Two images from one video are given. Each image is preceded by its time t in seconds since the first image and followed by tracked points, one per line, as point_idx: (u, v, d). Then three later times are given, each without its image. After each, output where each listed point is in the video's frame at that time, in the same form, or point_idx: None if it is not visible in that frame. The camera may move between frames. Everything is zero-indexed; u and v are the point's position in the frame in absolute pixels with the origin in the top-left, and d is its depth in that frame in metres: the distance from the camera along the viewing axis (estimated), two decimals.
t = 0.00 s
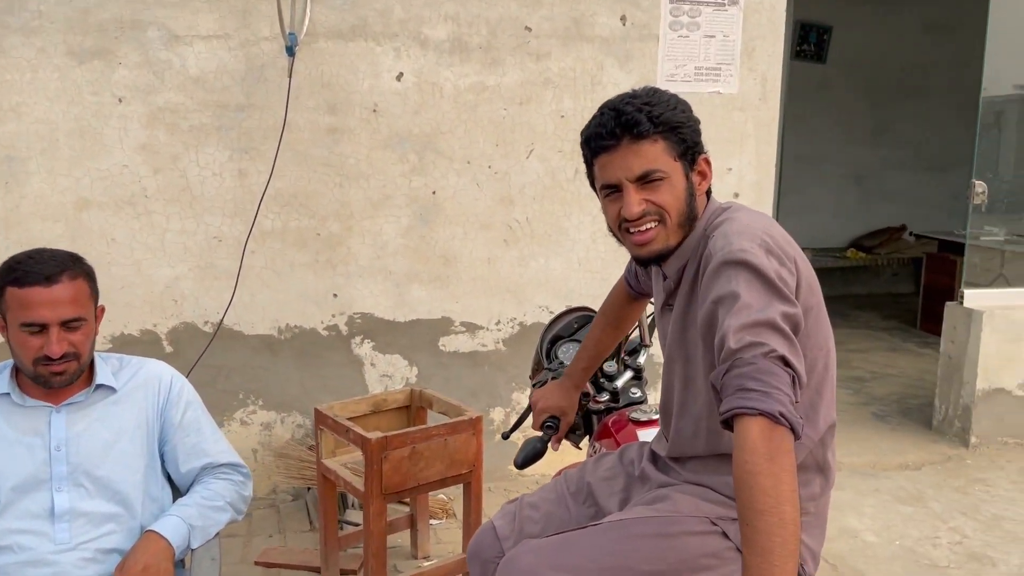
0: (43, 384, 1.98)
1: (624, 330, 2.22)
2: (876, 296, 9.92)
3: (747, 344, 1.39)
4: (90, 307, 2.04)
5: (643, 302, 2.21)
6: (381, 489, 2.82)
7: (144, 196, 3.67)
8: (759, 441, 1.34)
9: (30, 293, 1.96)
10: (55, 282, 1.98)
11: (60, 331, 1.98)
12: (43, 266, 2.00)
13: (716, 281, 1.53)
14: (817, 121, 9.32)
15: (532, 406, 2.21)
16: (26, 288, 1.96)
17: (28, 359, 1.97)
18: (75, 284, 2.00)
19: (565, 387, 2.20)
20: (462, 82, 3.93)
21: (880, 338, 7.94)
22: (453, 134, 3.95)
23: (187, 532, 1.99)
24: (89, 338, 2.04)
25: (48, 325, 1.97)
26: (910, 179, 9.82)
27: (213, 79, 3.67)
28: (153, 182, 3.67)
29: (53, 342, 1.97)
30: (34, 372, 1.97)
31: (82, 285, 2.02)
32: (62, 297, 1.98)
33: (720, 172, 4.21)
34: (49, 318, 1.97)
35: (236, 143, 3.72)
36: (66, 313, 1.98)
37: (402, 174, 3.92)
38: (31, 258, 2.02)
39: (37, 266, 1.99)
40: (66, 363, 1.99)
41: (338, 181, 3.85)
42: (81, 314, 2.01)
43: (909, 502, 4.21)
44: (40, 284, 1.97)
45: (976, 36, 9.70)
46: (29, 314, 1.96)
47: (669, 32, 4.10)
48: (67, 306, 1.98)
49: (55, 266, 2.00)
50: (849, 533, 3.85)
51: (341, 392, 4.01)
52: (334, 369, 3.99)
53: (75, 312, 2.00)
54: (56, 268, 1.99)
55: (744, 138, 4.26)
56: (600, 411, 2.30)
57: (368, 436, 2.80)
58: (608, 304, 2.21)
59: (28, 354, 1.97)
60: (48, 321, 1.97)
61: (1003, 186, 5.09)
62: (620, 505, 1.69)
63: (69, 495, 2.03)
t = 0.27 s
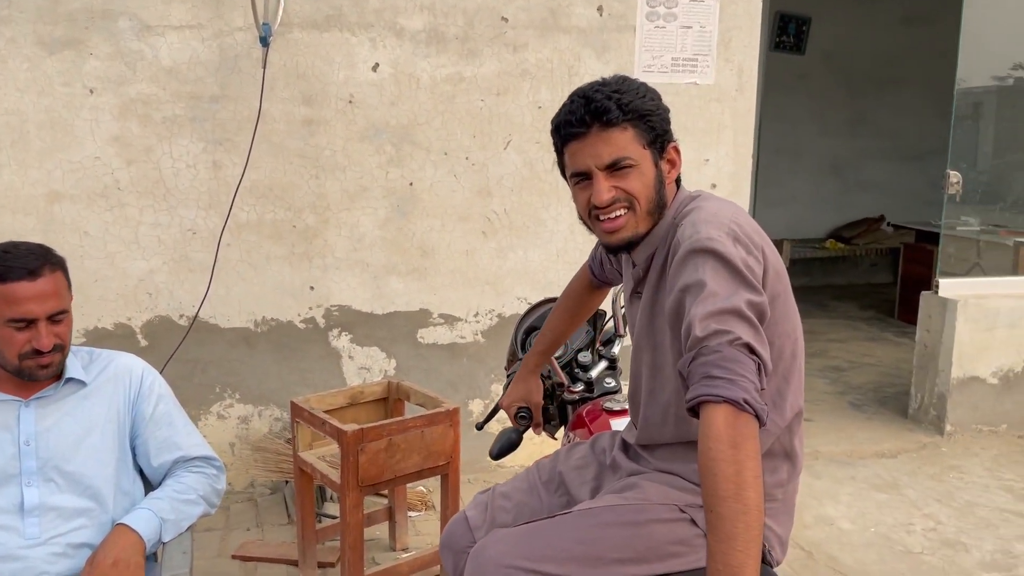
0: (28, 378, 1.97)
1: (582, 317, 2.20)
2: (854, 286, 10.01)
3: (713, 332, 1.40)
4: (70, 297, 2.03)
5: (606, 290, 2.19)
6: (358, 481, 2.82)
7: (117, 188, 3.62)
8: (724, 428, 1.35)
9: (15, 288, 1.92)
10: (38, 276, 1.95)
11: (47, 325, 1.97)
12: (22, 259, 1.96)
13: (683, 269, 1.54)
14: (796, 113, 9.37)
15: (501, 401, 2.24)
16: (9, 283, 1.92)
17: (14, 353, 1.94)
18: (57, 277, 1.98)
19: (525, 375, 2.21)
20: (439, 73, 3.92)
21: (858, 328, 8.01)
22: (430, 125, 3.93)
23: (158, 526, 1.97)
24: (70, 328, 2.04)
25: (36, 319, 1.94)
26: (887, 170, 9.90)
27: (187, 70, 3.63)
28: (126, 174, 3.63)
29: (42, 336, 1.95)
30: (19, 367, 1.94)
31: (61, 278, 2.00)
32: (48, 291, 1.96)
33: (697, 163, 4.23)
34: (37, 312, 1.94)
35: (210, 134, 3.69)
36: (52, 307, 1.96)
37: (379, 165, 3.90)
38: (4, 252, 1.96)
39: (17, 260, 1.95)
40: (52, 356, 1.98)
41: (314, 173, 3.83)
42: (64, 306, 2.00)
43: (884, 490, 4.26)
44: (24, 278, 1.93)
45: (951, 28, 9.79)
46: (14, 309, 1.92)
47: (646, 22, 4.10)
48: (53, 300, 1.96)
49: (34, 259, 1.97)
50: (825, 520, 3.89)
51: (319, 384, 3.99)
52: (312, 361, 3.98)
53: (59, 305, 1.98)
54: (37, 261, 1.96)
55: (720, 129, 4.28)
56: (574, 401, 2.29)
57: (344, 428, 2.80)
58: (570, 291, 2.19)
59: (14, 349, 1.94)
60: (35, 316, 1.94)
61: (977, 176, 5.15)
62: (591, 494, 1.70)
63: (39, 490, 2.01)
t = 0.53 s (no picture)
0: (27, 373, 1.96)
1: (568, 308, 2.20)
2: (845, 279, 10.05)
3: (706, 323, 1.40)
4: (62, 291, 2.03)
5: (593, 281, 2.18)
6: (349, 473, 2.82)
7: (106, 181, 3.60)
8: (716, 418, 1.35)
9: (10, 284, 1.91)
10: (33, 271, 1.94)
11: (44, 319, 1.96)
12: (14, 254, 1.94)
13: (677, 260, 1.54)
14: (787, 105, 9.38)
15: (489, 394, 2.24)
16: (4, 278, 1.91)
17: (12, 348, 1.93)
18: (51, 271, 1.98)
19: (511, 366, 2.22)
20: (429, 65, 3.90)
21: (849, 320, 8.04)
22: (421, 117, 3.92)
23: (148, 519, 1.96)
24: (64, 322, 2.04)
25: (33, 314, 1.94)
26: (878, 163, 9.93)
27: (175, 62, 3.60)
28: (115, 167, 3.60)
29: (40, 331, 1.95)
30: (17, 362, 1.94)
31: (54, 272, 2.00)
32: (44, 285, 1.95)
33: (688, 155, 4.23)
34: (34, 307, 1.94)
35: (199, 127, 3.67)
36: (49, 301, 1.96)
37: (369, 158, 3.89)
38: None
39: (9, 256, 1.93)
40: (50, 350, 1.98)
41: (305, 165, 3.81)
42: (59, 300, 1.99)
43: (874, 480, 4.28)
44: (19, 273, 1.92)
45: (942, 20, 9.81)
46: (11, 305, 1.91)
47: (637, 14, 4.09)
48: (48, 294, 1.96)
49: (26, 253, 1.96)
50: (815, 511, 3.91)
51: (310, 377, 3.98)
52: (303, 354, 3.97)
53: (54, 299, 1.98)
54: (30, 256, 1.95)
55: (711, 121, 4.29)
56: (564, 392, 2.29)
57: (335, 421, 2.79)
58: (557, 282, 2.19)
59: (13, 344, 1.93)
60: (32, 310, 1.94)
61: (967, 168, 5.17)
62: (581, 485, 1.69)
63: (28, 484, 2.00)
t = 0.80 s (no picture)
0: (30, 367, 1.97)
1: (564, 304, 2.20)
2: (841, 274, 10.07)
3: (703, 318, 1.41)
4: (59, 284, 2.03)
5: (587, 275, 2.19)
6: (346, 468, 2.82)
7: (102, 175, 3.60)
8: (712, 412, 1.35)
9: (12, 279, 1.90)
10: (33, 266, 1.95)
11: (46, 313, 1.97)
12: (12, 250, 1.93)
13: (674, 255, 1.54)
14: (784, 100, 9.38)
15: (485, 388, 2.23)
16: (5, 274, 1.90)
17: (17, 344, 1.93)
18: (49, 265, 1.98)
19: (509, 360, 2.21)
20: (426, 60, 3.90)
21: (845, 315, 8.06)
22: (417, 112, 3.92)
23: (144, 512, 1.96)
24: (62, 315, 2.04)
25: (35, 309, 1.94)
26: (875, 158, 9.94)
27: (171, 56, 3.59)
28: (110, 161, 3.60)
29: (44, 325, 1.96)
30: (22, 357, 1.94)
31: (51, 266, 2.00)
32: (45, 279, 1.96)
33: (684, 151, 4.24)
34: (38, 301, 1.94)
35: (195, 121, 3.66)
36: (50, 295, 1.97)
37: (366, 153, 3.89)
38: None
39: (8, 251, 1.92)
40: (52, 343, 1.99)
41: (301, 160, 3.81)
42: (58, 293, 2.00)
43: (869, 475, 4.30)
44: (21, 269, 1.92)
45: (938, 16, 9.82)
46: (13, 301, 1.91)
47: (633, 9, 4.09)
48: (49, 288, 1.97)
49: (24, 248, 1.95)
50: (810, 505, 3.92)
51: (306, 372, 3.99)
52: (300, 349, 3.97)
53: (54, 293, 1.99)
54: (29, 251, 1.95)
55: (708, 116, 4.29)
56: (560, 387, 2.30)
57: (331, 415, 2.80)
58: (552, 276, 2.19)
59: (17, 340, 1.93)
60: (34, 305, 1.94)
61: (962, 163, 5.18)
62: (575, 479, 1.70)
63: (24, 478, 2.00)
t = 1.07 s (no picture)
0: (36, 360, 1.97)
1: (568, 298, 2.20)
2: (841, 271, 10.07)
3: (705, 313, 1.41)
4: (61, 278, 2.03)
5: (589, 270, 2.19)
6: (345, 464, 2.82)
7: (102, 171, 3.59)
8: (714, 408, 1.35)
9: (17, 271, 1.90)
10: (36, 258, 1.95)
11: (51, 305, 1.97)
12: (14, 242, 1.93)
13: (675, 251, 1.54)
14: (784, 97, 9.36)
15: (485, 378, 2.20)
16: (9, 267, 1.90)
17: (23, 337, 1.93)
18: (52, 258, 1.98)
19: (512, 355, 2.20)
20: (426, 55, 3.89)
21: (845, 312, 8.06)
22: (417, 108, 3.92)
23: (143, 508, 1.96)
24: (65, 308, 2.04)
25: (40, 301, 1.94)
26: (875, 154, 9.93)
27: (170, 51, 3.59)
28: (110, 157, 3.59)
29: (50, 317, 1.96)
30: (28, 349, 1.94)
31: (53, 259, 2.00)
32: (49, 271, 1.96)
33: (684, 147, 4.23)
34: (42, 293, 1.94)
35: (195, 117, 3.65)
36: (54, 287, 1.97)
37: (365, 148, 3.88)
38: None
39: (10, 243, 1.92)
40: (57, 335, 2.00)
41: (301, 156, 3.80)
42: (61, 285, 2.00)
43: (869, 471, 4.30)
44: (25, 261, 1.92)
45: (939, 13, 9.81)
46: (18, 293, 1.91)
47: (634, 5, 4.08)
48: (53, 281, 1.97)
49: (26, 241, 1.95)
50: (809, 502, 3.93)
51: (306, 368, 3.99)
52: (300, 345, 3.97)
53: (58, 285, 1.99)
54: (32, 243, 1.95)
55: (708, 112, 4.28)
56: (560, 382, 2.30)
57: (331, 411, 2.80)
58: (555, 271, 2.19)
59: (23, 332, 1.93)
60: (39, 297, 1.94)
61: (962, 160, 5.17)
62: (575, 474, 1.69)
63: (24, 473, 2.00)
